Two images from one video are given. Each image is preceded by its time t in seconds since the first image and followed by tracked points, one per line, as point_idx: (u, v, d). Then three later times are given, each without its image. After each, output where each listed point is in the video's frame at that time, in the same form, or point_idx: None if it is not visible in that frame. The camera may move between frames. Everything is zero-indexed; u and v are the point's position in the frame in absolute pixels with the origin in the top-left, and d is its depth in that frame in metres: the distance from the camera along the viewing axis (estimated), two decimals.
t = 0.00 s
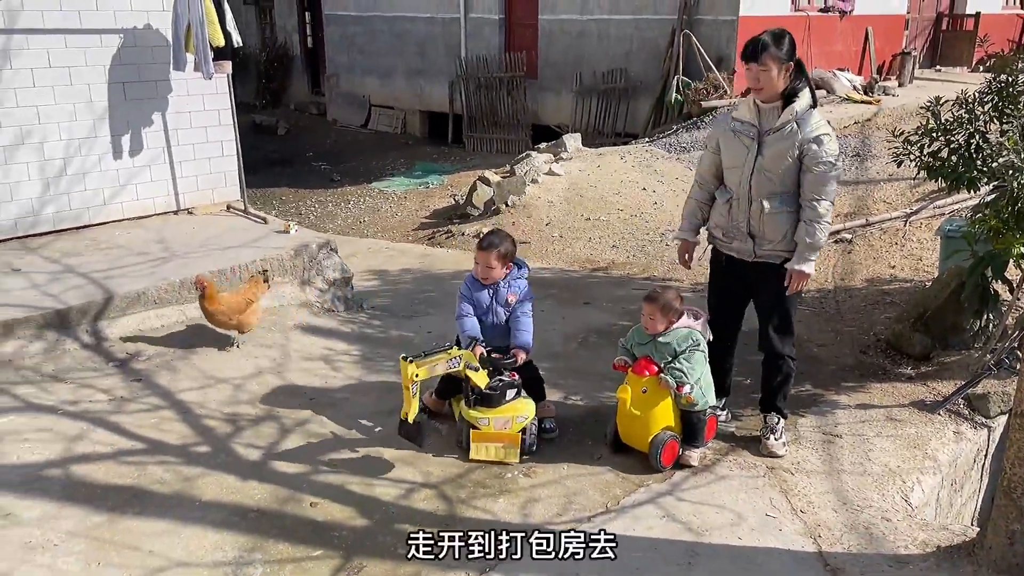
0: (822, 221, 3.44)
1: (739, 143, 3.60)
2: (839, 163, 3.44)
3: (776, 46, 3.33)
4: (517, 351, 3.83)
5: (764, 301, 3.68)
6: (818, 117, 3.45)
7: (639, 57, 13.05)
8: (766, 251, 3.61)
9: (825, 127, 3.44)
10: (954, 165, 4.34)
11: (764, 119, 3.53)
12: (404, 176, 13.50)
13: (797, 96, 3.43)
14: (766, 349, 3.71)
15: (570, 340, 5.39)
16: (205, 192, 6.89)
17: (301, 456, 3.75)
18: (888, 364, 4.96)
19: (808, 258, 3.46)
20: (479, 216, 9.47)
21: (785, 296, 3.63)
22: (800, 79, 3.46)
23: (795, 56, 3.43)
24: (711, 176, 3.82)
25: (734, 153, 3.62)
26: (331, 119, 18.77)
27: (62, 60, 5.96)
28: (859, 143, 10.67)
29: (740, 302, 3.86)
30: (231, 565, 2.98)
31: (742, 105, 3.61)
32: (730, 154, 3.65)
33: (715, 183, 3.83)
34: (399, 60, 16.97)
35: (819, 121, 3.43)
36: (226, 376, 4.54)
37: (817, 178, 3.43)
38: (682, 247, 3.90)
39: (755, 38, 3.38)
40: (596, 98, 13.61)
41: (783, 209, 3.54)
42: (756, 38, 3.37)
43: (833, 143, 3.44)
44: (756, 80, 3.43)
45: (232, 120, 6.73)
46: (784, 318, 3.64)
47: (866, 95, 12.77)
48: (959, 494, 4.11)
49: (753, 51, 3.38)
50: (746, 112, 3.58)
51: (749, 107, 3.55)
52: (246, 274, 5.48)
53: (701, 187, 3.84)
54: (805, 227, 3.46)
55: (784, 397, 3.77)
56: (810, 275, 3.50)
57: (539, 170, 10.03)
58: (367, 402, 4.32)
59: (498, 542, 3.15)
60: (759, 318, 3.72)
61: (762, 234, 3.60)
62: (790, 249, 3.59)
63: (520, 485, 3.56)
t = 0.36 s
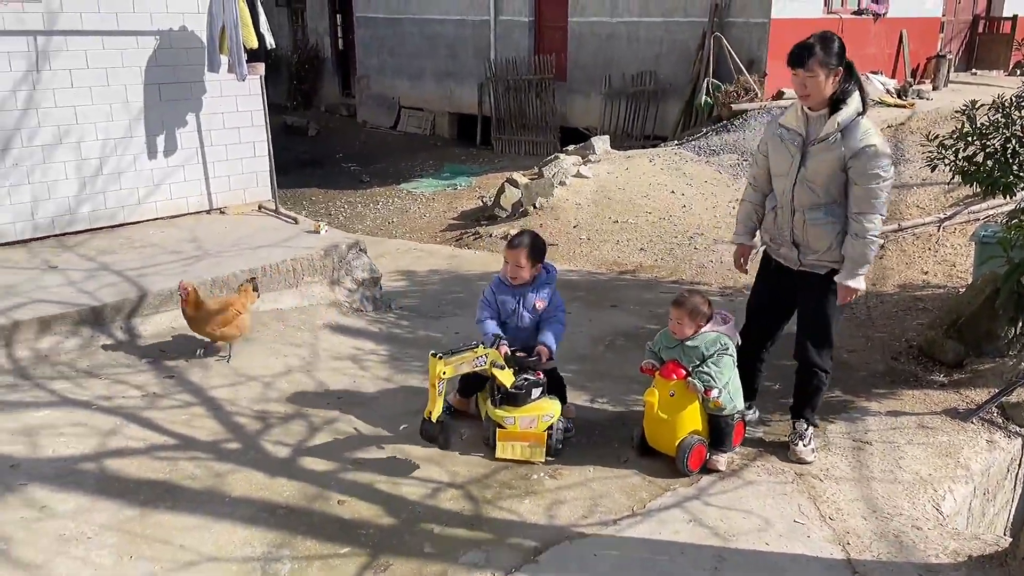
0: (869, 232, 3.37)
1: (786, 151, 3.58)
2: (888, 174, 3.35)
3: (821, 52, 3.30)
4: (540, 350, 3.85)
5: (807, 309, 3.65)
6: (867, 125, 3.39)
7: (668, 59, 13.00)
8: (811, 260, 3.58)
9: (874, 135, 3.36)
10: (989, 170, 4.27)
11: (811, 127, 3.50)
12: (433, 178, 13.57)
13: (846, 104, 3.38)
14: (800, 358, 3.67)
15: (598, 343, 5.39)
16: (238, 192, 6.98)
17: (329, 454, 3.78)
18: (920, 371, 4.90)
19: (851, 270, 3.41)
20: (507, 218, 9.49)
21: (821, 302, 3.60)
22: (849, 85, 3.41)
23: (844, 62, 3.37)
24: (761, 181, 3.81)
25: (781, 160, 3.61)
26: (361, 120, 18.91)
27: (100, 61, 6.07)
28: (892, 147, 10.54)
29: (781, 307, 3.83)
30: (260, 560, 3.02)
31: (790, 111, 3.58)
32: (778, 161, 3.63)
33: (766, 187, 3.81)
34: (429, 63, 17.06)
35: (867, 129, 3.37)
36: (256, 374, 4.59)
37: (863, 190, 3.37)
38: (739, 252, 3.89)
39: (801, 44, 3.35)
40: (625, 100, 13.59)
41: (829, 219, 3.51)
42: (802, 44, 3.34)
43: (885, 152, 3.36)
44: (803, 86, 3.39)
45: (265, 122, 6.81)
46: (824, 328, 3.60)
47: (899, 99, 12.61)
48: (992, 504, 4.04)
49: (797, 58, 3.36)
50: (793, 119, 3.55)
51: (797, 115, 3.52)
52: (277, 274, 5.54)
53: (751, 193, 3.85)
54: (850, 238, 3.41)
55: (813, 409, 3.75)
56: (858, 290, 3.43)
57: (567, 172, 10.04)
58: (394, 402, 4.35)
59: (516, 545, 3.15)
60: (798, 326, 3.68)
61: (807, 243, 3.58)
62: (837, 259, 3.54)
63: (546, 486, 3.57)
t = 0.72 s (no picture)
0: (920, 237, 3.30)
1: (839, 152, 3.54)
2: (944, 178, 3.26)
3: (867, 57, 3.24)
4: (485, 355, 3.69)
5: (852, 311, 3.61)
6: (922, 128, 3.31)
7: (708, 57, 12.90)
8: (859, 263, 3.54)
9: (930, 138, 3.27)
10: None
11: (865, 128, 3.44)
12: (470, 175, 13.63)
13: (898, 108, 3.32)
14: (844, 361, 3.63)
15: (635, 341, 5.38)
16: (279, 187, 7.10)
17: (367, 447, 3.83)
18: (965, 375, 4.80)
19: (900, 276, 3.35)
20: (544, 216, 9.49)
21: (866, 304, 3.55)
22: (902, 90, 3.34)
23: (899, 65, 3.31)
24: (814, 182, 3.79)
25: (833, 161, 3.58)
26: (399, 118, 19.06)
27: (148, 59, 6.20)
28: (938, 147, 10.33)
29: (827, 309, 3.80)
30: (299, 550, 3.07)
31: (845, 111, 3.54)
32: (830, 162, 3.60)
33: (819, 188, 3.79)
34: (468, 60, 17.13)
35: (923, 132, 3.29)
36: (297, 367, 4.67)
37: (915, 194, 3.30)
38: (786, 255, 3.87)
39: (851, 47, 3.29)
40: (664, 98, 13.53)
41: (878, 223, 3.45)
42: (852, 47, 3.29)
43: (941, 154, 3.27)
44: (852, 90, 3.34)
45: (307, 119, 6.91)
46: (869, 333, 3.55)
47: (946, 98, 12.34)
48: None
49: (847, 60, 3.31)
50: (846, 120, 3.51)
51: (852, 116, 3.48)
52: (318, 269, 5.63)
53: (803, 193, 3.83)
54: (899, 243, 3.35)
55: (854, 414, 3.69)
56: (904, 296, 3.36)
57: (604, 171, 10.02)
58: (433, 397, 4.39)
59: (553, 541, 3.16)
60: (844, 328, 3.64)
61: (855, 246, 3.54)
62: (887, 264, 3.49)
63: (583, 483, 3.58)
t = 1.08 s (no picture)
0: (977, 236, 3.22)
1: (889, 152, 3.46)
2: (1000, 175, 3.18)
3: (911, 61, 3.17)
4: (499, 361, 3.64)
5: (904, 311, 3.54)
6: (975, 125, 3.22)
7: (754, 52, 12.74)
8: (913, 264, 3.47)
9: (984, 135, 3.19)
10: None
11: (916, 128, 3.36)
12: (510, 170, 13.64)
13: (948, 107, 3.23)
14: (895, 362, 3.57)
15: (678, 338, 5.34)
16: (324, 181, 7.18)
17: (412, 439, 3.86)
18: (1020, 378, 4.68)
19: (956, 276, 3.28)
20: (584, 211, 9.45)
21: (919, 304, 3.49)
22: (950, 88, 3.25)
23: (946, 64, 3.22)
24: (863, 182, 3.71)
25: (884, 161, 3.50)
26: (440, 113, 19.13)
27: (199, 54, 6.31)
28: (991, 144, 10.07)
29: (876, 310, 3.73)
30: (346, 538, 3.11)
31: (893, 110, 3.45)
32: (881, 163, 3.52)
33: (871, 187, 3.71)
34: (509, 55, 17.12)
35: (975, 129, 3.20)
36: (342, 358, 4.73)
37: (970, 194, 3.22)
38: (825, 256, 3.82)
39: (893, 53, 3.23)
40: (708, 92, 13.37)
41: (933, 223, 3.38)
42: (894, 52, 3.22)
43: (996, 151, 3.19)
44: (899, 95, 3.27)
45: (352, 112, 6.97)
46: (923, 334, 3.49)
47: (1001, 94, 12.02)
48: None
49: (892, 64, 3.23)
50: (895, 119, 3.43)
51: (903, 117, 3.39)
52: (362, 262, 5.69)
53: (852, 194, 3.76)
54: (956, 243, 3.27)
55: (904, 416, 3.62)
56: (961, 296, 3.30)
57: (647, 167, 9.96)
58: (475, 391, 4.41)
59: (598, 537, 3.16)
60: (895, 328, 3.57)
61: (909, 246, 3.47)
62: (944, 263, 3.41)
63: (627, 480, 3.56)
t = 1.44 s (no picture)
0: None
1: (933, 164, 3.39)
2: None
3: (930, 78, 3.08)
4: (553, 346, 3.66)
5: (970, 307, 3.44)
6: (1012, 119, 3.16)
7: (810, 41, 12.49)
8: (986, 260, 3.37)
9: None
10: None
11: (952, 134, 3.30)
12: (558, 161, 13.60)
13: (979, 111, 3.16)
14: (959, 358, 3.47)
15: (729, 331, 5.28)
16: (376, 170, 7.25)
17: (463, 426, 3.89)
18: None
19: None
20: (634, 202, 9.32)
21: (988, 299, 3.39)
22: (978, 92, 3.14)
23: (967, 70, 3.11)
24: (910, 194, 3.62)
25: (931, 172, 3.43)
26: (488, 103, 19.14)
27: (256, 43, 6.41)
28: None
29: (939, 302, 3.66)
30: (399, 521, 3.15)
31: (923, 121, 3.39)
32: (929, 173, 3.45)
33: (919, 199, 3.63)
34: (558, 44, 17.04)
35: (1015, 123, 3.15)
36: (393, 345, 4.78)
37: None
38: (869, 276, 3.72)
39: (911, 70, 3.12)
40: (761, 82, 13.14)
41: (998, 219, 3.28)
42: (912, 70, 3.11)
43: None
44: (924, 110, 3.19)
45: (404, 102, 7.02)
46: (990, 329, 3.39)
47: None
48: None
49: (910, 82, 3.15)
50: (927, 131, 3.36)
51: (933, 127, 3.32)
52: (413, 250, 5.74)
53: (900, 209, 3.66)
54: None
55: (967, 413, 3.54)
56: None
57: (697, 157, 9.84)
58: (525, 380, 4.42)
59: (649, 527, 3.15)
60: (959, 324, 3.48)
61: (979, 245, 3.38)
62: (1016, 257, 3.31)
63: (678, 472, 3.54)
